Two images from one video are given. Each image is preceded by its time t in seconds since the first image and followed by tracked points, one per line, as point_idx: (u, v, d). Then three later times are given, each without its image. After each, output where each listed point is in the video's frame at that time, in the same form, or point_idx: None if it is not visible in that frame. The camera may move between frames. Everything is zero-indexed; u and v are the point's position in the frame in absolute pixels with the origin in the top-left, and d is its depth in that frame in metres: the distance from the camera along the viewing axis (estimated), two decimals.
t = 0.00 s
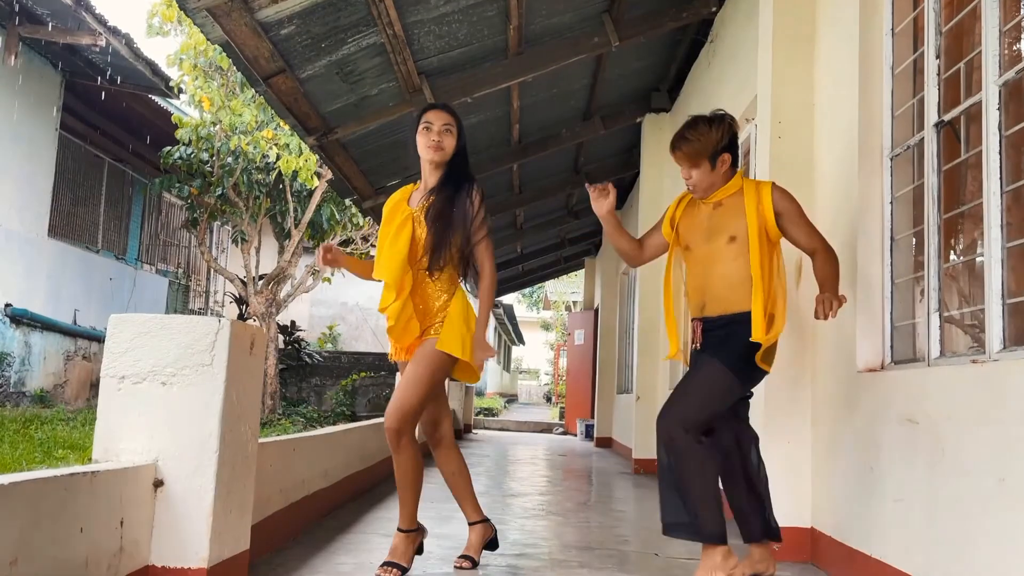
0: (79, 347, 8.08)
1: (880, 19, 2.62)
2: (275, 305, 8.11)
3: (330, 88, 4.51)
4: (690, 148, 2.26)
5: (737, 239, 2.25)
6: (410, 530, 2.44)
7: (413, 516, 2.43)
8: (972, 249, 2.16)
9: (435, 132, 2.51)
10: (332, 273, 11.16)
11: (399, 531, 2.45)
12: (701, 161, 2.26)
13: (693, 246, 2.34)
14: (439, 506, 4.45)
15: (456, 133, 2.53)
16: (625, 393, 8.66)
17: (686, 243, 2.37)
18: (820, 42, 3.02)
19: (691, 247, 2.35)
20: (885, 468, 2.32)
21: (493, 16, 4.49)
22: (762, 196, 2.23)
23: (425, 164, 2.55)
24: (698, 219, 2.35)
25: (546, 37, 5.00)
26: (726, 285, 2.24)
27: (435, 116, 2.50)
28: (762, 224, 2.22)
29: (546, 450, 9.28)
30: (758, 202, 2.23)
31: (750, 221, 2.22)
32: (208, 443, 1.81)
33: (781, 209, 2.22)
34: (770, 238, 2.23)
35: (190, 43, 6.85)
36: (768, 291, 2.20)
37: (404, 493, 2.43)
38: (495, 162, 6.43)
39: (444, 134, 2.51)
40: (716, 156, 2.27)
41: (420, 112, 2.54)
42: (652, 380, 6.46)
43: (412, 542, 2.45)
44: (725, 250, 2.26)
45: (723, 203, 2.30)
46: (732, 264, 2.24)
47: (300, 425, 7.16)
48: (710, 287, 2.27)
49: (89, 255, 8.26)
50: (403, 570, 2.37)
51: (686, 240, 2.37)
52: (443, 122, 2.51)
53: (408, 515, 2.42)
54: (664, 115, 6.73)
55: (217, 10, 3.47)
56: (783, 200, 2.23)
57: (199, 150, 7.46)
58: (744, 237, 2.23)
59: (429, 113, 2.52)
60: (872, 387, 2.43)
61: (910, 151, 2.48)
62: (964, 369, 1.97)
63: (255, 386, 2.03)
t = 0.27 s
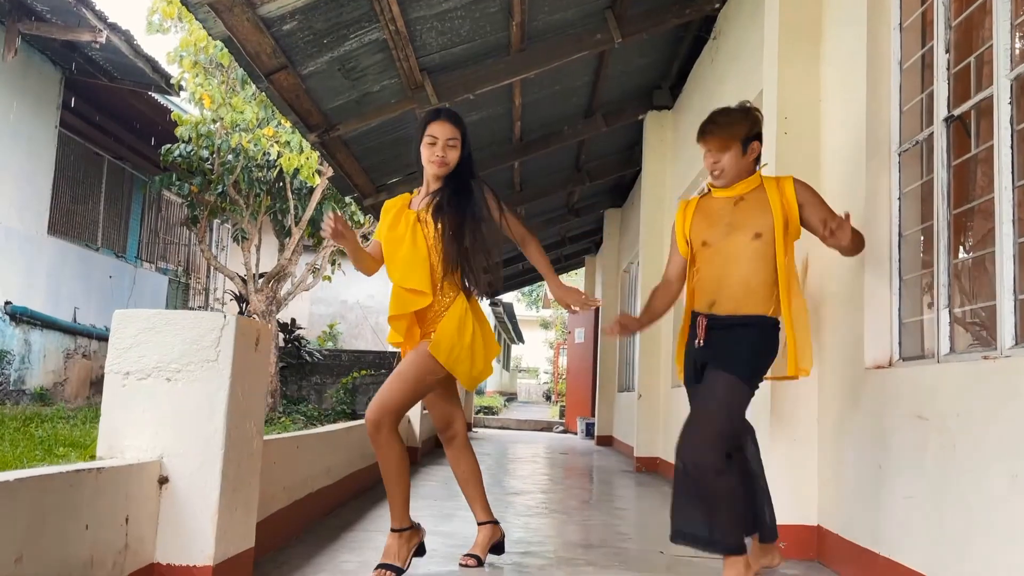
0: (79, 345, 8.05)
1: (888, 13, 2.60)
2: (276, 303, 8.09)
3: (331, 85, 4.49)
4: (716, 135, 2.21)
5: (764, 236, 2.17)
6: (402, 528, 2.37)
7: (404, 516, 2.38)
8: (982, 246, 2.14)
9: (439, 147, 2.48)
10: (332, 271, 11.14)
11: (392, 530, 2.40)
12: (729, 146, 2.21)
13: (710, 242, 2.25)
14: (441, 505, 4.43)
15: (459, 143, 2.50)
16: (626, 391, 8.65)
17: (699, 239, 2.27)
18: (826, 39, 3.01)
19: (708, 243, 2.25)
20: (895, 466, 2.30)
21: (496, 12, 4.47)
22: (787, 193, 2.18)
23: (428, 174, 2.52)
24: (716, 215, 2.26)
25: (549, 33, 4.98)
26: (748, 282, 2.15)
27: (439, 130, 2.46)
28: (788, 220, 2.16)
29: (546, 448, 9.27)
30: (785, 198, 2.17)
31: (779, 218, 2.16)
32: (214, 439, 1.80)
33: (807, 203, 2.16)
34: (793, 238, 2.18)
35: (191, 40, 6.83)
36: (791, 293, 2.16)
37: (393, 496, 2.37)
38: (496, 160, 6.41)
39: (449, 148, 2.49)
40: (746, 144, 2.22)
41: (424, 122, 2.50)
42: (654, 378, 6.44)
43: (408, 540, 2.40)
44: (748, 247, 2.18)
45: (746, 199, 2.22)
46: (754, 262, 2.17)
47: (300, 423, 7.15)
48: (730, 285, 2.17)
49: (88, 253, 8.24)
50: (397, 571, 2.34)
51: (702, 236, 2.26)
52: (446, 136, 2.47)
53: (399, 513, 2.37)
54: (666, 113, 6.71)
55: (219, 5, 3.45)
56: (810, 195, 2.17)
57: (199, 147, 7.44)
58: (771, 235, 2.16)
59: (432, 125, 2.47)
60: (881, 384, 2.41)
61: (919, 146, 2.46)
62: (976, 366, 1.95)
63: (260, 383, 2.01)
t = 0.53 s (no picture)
0: (80, 343, 8.04)
1: (898, 8, 2.58)
2: (277, 300, 8.08)
3: (335, 81, 4.48)
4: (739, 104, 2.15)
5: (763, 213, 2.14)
6: (421, 532, 2.34)
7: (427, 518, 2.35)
8: (994, 240, 2.13)
9: (434, 128, 2.40)
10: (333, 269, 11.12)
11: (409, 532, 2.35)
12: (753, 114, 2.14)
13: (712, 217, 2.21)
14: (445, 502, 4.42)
15: (456, 123, 2.43)
16: (628, 388, 8.64)
17: (700, 213, 2.24)
18: (834, 35, 3.00)
19: (709, 218, 2.21)
20: (906, 460, 2.29)
21: (500, 8, 4.46)
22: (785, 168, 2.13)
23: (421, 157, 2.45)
24: (717, 189, 2.23)
25: (552, 29, 4.96)
26: (754, 259, 2.13)
27: (435, 112, 2.38)
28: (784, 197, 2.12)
29: (547, 446, 9.27)
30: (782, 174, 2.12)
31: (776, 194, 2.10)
32: (224, 435, 1.79)
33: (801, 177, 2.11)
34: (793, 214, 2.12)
35: (193, 36, 6.81)
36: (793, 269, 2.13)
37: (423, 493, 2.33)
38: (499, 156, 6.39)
39: (444, 130, 2.41)
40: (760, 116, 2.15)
41: (419, 102, 2.41)
42: (657, 375, 6.44)
43: (422, 545, 2.36)
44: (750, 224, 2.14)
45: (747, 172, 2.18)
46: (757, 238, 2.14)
47: (302, 421, 7.13)
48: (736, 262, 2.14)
49: (89, 251, 8.22)
50: (408, 571, 2.28)
51: (703, 210, 2.23)
52: (442, 118, 2.39)
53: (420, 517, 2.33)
54: (668, 110, 6.69)
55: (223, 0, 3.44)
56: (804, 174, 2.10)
57: (200, 144, 7.43)
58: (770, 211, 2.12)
59: (428, 108, 2.39)
60: (891, 380, 2.40)
61: (929, 141, 2.44)
62: (989, 361, 1.94)
63: (270, 378, 2.00)
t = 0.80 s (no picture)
0: (84, 340, 8.04)
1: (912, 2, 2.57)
2: (281, 298, 8.07)
3: (342, 78, 4.47)
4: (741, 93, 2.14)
5: (768, 204, 2.09)
6: (434, 527, 2.36)
7: (439, 511, 2.35)
8: (1011, 236, 2.12)
9: (434, 110, 2.37)
10: (337, 267, 11.12)
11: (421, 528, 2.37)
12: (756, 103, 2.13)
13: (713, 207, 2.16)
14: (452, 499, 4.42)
15: (457, 104, 2.39)
16: (632, 386, 8.64)
17: (700, 203, 2.19)
18: (845, 31, 2.98)
19: (710, 208, 2.16)
20: (922, 456, 2.28)
21: (507, 4, 4.45)
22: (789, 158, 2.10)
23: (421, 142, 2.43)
24: (718, 178, 2.17)
25: (559, 25, 4.96)
26: (760, 252, 2.08)
27: (435, 92, 2.36)
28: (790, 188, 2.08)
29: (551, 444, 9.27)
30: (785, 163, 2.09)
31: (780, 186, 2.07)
32: (241, 430, 1.78)
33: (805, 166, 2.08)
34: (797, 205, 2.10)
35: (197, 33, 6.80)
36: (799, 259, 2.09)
37: (435, 487, 2.37)
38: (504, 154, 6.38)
39: (445, 110, 2.38)
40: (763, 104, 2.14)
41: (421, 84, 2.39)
42: (662, 372, 6.43)
43: (436, 539, 2.37)
44: (755, 216, 2.09)
45: (750, 163, 2.14)
46: (762, 229, 2.09)
47: (307, 419, 7.12)
48: (740, 255, 2.09)
49: (94, 248, 8.22)
50: (423, 568, 2.31)
51: (704, 200, 2.18)
52: (443, 97, 2.37)
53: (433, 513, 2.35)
54: (674, 107, 6.68)
55: None
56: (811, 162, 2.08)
57: (205, 142, 7.42)
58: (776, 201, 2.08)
59: (429, 88, 2.36)
60: (906, 376, 2.40)
61: (943, 137, 2.44)
62: (1007, 357, 1.93)
63: (285, 374, 2.00)
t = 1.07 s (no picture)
0: (89, 338, 8.04)
1: None
2: (286, 296, 8.07)
3: (349, 75, 4.46)
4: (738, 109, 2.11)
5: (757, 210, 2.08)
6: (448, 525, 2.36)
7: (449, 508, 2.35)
8: None
9: (438, 122, 2.35)
10: (341, 265, 11.12)
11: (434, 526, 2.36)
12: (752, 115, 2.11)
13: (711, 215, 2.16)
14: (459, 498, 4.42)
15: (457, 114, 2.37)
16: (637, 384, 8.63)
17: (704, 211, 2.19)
18: (857, 27, 2.97)
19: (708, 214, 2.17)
20: (936, 454, 2.28)
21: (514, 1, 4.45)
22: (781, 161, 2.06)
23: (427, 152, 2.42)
24: (719, 187, 2.17)
25: (565, 22, 4.95)
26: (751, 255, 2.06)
27: (437, 106, 2.33)
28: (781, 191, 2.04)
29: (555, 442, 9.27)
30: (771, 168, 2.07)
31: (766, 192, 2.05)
32: (256, 428, 1.78)
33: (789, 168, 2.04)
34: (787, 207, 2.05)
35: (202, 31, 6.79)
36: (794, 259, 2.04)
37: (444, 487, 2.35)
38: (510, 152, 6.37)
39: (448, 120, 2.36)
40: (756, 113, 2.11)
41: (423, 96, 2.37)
42: (668, 371, 6.43)
43: (449, 535, 2.37)
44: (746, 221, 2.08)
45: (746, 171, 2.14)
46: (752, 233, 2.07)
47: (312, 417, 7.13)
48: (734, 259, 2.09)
49: (98, 246, 8.22)
50: (436, 566, 2.31)
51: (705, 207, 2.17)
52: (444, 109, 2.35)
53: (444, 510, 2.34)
54: (679, 104, 6.67)
55: None
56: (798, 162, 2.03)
57: (210, 140, 7.42)
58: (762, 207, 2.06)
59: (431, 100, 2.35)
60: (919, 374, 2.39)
61: (956, 134, 2.43)
62: None
63: (299, 371, 1.99)
